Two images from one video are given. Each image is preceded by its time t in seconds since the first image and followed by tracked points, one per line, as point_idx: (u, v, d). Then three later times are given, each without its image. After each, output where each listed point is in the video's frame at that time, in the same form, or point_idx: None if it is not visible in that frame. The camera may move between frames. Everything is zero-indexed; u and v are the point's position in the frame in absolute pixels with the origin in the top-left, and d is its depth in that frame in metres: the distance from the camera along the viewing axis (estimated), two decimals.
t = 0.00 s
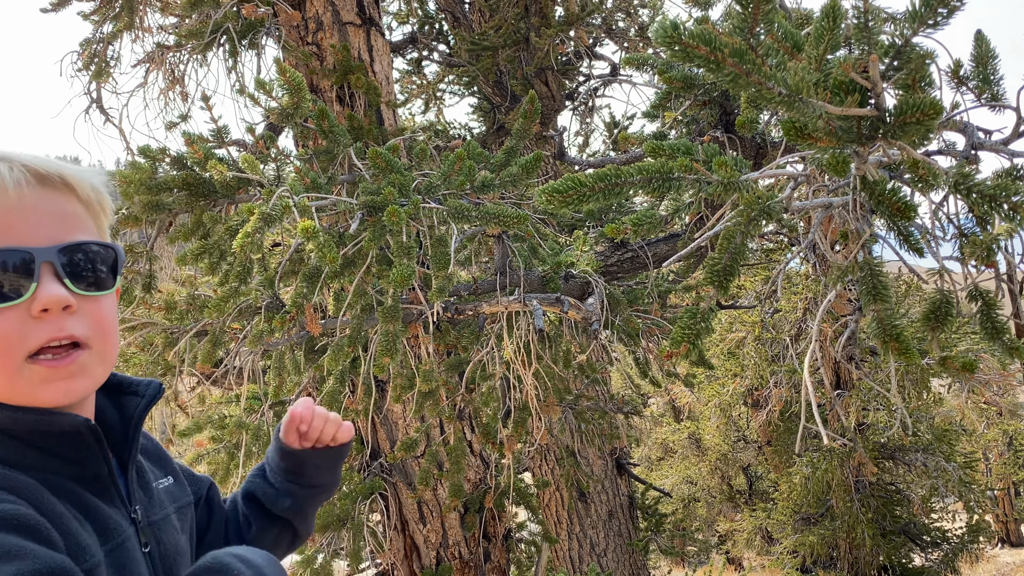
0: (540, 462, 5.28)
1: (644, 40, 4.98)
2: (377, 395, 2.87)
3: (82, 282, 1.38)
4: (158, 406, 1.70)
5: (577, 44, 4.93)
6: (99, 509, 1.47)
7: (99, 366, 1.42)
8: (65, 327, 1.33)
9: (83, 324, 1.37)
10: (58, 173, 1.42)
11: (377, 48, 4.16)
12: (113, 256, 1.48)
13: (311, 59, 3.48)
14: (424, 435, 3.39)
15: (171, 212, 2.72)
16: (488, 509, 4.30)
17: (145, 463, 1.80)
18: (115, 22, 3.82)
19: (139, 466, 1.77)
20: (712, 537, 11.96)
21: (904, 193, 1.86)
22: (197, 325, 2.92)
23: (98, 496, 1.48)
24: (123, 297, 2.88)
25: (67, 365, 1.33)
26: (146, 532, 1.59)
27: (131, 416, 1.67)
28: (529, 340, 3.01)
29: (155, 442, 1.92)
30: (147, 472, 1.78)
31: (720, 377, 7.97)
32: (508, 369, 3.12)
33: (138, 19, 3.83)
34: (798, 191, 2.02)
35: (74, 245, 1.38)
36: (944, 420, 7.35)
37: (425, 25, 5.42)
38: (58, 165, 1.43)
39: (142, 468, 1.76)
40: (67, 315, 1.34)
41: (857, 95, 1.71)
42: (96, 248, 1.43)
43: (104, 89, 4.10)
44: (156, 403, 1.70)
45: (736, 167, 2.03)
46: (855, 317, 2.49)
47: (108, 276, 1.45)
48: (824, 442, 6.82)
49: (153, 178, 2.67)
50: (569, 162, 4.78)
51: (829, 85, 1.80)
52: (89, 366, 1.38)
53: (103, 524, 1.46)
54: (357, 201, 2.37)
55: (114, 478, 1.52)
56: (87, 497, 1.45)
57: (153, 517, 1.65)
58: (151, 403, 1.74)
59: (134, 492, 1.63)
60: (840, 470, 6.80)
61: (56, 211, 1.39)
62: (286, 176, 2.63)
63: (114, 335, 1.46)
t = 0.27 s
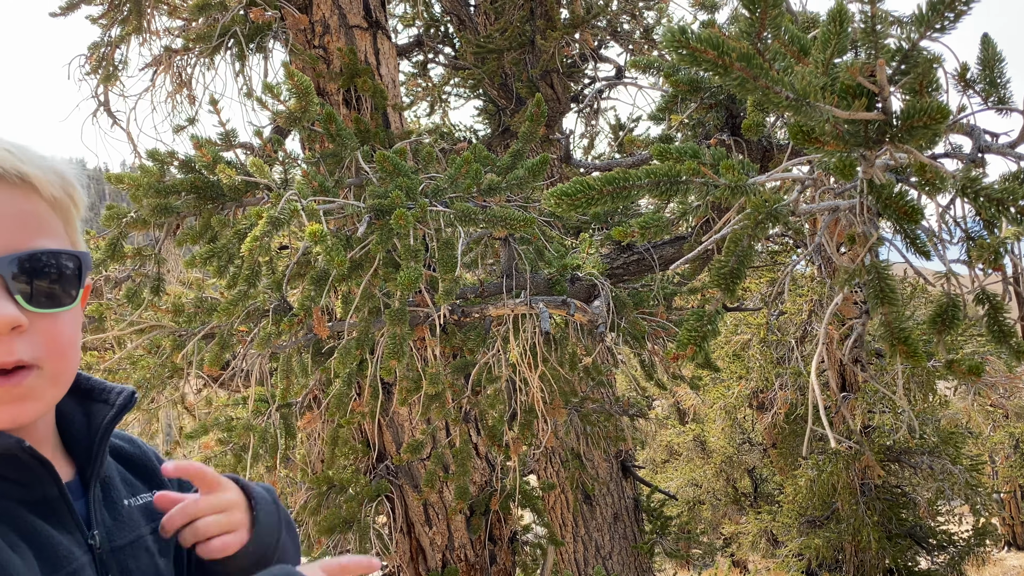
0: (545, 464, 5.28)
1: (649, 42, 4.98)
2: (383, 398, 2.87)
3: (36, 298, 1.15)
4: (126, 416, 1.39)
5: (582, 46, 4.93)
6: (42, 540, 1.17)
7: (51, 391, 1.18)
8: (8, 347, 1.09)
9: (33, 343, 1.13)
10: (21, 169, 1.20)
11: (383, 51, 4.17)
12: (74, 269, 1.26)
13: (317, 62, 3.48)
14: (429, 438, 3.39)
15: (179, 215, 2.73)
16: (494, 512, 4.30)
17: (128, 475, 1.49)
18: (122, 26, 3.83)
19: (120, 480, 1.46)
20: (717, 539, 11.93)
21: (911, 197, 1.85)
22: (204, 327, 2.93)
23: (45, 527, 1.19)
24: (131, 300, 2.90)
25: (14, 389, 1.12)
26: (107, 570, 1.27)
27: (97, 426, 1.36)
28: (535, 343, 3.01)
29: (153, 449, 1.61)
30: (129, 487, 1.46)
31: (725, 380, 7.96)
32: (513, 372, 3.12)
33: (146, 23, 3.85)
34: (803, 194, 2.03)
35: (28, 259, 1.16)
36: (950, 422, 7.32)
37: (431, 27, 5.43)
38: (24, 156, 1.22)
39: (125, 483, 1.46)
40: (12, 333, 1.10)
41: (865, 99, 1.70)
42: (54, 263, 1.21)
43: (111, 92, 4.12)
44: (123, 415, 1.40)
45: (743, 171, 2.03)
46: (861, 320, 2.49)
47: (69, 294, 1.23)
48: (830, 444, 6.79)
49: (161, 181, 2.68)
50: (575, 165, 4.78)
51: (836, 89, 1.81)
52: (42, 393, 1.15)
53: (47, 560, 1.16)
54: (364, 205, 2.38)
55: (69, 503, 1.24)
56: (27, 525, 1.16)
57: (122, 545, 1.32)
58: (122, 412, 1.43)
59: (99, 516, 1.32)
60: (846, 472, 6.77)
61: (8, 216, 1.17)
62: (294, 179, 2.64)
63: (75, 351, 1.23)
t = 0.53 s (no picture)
0: (550, 466, 5.29)
1: (654, 44, 4.99)
2: (390, 401, 2.89)
3: (84, 322, 1.35)
4: (157, 427, 1.63)
5: (587, 49, 4.94)
6: (71, 545, 1.40)
7: (92, 408, 1.39)
8: (55, 371, 1.31)
9: (79, 366, 1.35)
10: (75, 196, 1.39)
11: (390, 54, 4.18)
12: (120, 289, 1.45)
13: (325, 66, 3.50)
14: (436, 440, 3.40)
15: (188, 219, 2.75)
16: (500, 514, 4.30)
17: (172, 483, 1.76)
18: (129, 30, 3.85)
19: (162, 486, 1.72)
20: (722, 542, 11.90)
21: (922, 200, 1.86)
22: (213, 331, 2.95)
23: (74, 534, 1.42)
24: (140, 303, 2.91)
25: (57, 409, 1.32)
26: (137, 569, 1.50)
27: (133, 436, 1.61)
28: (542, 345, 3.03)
29: (201, 456, 1.90)
30: (170, 494, 1.72)
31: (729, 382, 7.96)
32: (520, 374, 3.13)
33: (153, 27, 3.87)
34: (812, 198, 2.04)
35: (77, 280, 1.35)
36: (955, 424, 7.29)
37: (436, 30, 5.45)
38: (79, 183, 1.41)
39: (169, 489, 1.73)
40: (61, 357, 1.33)
41: (875, 104, 1.71)
42: (99, 284, 1.39)
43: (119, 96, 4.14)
44: (157, 424, 1.64)
45: (752, 174, 2.04)
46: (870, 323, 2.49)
47: (116, 313, 1.42)
48: (835, 446, 6.77)
49: (170, 184, 2.70)
50: (580, 168, 4.80)
51: (846, 94, 1.81)
52: (82, 411, 1.36)
53: (71, 564, 1.38)
54: (373, 208, 2.39)
55: (96, 513, 1.46)
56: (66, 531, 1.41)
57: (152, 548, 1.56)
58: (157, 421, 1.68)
59: (136, 519, 1.57)
60: (851, 474, 6.76)
61: (67, 239, 1.36)
62: (302, 182, 2.65)
63: (115, 371, 1.44)
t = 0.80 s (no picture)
0: (554, 468, 5.28)
1: (658, 45, 4.98)
2: (395, 402, 2.90)
3: (238, 312, 1.51)
4: (283, 419, 1.72)
5: (590, 51, 4.94)
6: (212, 519, 1.50)
7: (239, 390, 1.53)
8: (214, 353, 1.45)
9: (233, 349, 1.49)
10: (232, 206, 1.58)
11: (394, 56, 4.18)
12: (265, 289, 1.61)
13: (329, 68, 3.51)
14: (441, 441, 3.40)
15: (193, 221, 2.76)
16: (504, 516, 4.30)
17: (293, 471, 1.88)
18: (134, 32, 3.86)
19: (287, 474, 1.85)
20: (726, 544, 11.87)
21: (926, 201, 1.87)
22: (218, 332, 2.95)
23: (214, 510, 1.52)
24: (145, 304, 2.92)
25: (215, 387, 1.45)
26: (266, 545, 1.60)
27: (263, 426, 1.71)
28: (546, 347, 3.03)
29: (318, 451, 2.05)
30: (291, 481, 1.84)
31: (734, 383, 7.93)
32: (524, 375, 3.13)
33: (158, 29, 3.89)
34: (817, 200, 2.03)
35: (232, 276, 1.51)
36: (960, 425, 7.25)
37: (439, 32, 5.46)
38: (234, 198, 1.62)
39: (291, 477, 1.87)
40: (220, 341, 1.47)
41: (880, 105, 1.71)
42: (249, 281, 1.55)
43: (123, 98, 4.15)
44: (282, 415, 1.72)
45: (757, 176, 2.03)
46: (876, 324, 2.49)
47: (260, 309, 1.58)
48: (839, 448, 6.75)
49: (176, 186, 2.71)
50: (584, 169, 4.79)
51: (851, 95, 1.81)
52: (233, 389, 1.48)
53: (211, 536, 1.48)
54: (378, 210, 2.39)
55: (231, 492, 1.55)
56: (211, 504, 1.52)
57: (280, 526, 1.66)
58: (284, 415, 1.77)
59: (266, 500, 1.68)
60: (855, 476, 6.73)
61: (224, 242, 1.54)
62: (307, 184, 2.66)
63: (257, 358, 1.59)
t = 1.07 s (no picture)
0: (556, 470, 5.28)
1: (660, 46, 4.97)
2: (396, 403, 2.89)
3: (371, 292, 1.61)
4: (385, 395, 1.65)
5: (592, 51, 4.93)
6: (318, 477, 1.52)
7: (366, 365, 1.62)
8: (351, 328, 1.54)
9: (365, 326, 1.59)
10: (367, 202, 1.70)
11: (396, 58, 4.19)
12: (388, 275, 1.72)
13: (331, 70, 3.51)
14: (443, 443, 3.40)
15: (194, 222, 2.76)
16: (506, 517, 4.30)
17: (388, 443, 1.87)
18: (136, 33, 3.87)
19: (383, 446, 1.86)
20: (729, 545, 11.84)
21: (927, 203, 1.88)
22: (219, 334, 2.96)
23: (320, 468, 1.54)
24: (147, 306, 2.93)
25: (351, 363, 1.54)
26: (364, 506, 1.60)
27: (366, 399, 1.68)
28: (547, 348, 3.03)
29: (409, 427, 2.06)
30: (386, 451, 1.84)
31: (737, 384, 7.91)
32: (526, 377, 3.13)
33: (161, 31, 3.90)
34: (818, 200, 2.03)
35: (368, 261, 1.62)
36: (964, 426, 7.22)
37: (441, 33, 5.46)
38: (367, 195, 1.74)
39: (388, 447, 1.88)
40: (356, 317, 1.57)
41: (880, 106, 1.73)
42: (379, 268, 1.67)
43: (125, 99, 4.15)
44: (385, 391, 1.66)
45: (758, 177, 2.03)
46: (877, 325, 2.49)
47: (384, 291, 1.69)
48: (843, 449, 6.73)
49: (177, 188, 2.72)
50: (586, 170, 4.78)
51: (851, 96, 1.84)
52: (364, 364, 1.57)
53: (315, 492, 1.49)
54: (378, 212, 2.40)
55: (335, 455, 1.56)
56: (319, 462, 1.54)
57: (378, 493, 1.67)
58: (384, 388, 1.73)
59: (367, 467, 1.69)
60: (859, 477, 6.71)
61: (360, 234, 1.66)
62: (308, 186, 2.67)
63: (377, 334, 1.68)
